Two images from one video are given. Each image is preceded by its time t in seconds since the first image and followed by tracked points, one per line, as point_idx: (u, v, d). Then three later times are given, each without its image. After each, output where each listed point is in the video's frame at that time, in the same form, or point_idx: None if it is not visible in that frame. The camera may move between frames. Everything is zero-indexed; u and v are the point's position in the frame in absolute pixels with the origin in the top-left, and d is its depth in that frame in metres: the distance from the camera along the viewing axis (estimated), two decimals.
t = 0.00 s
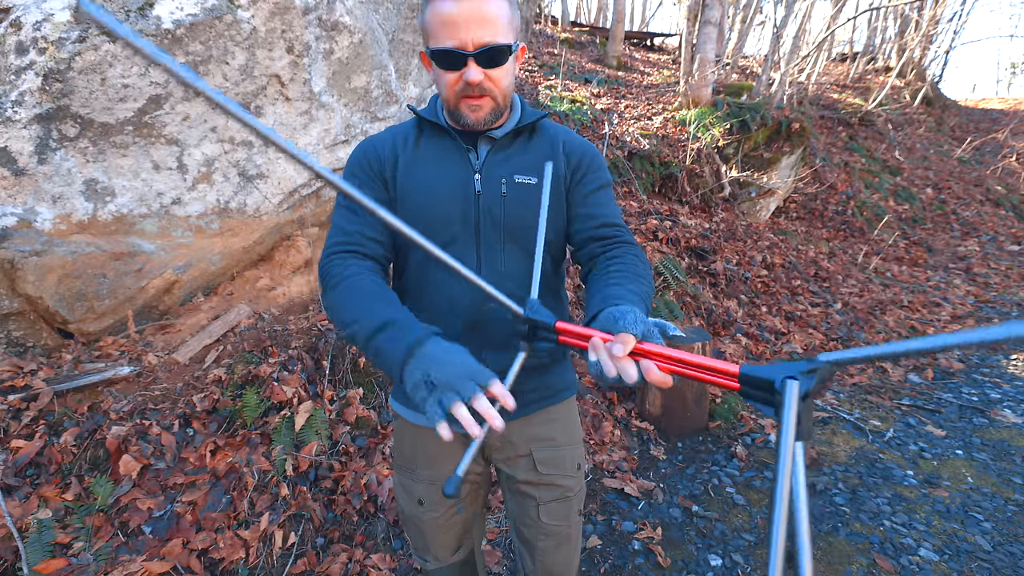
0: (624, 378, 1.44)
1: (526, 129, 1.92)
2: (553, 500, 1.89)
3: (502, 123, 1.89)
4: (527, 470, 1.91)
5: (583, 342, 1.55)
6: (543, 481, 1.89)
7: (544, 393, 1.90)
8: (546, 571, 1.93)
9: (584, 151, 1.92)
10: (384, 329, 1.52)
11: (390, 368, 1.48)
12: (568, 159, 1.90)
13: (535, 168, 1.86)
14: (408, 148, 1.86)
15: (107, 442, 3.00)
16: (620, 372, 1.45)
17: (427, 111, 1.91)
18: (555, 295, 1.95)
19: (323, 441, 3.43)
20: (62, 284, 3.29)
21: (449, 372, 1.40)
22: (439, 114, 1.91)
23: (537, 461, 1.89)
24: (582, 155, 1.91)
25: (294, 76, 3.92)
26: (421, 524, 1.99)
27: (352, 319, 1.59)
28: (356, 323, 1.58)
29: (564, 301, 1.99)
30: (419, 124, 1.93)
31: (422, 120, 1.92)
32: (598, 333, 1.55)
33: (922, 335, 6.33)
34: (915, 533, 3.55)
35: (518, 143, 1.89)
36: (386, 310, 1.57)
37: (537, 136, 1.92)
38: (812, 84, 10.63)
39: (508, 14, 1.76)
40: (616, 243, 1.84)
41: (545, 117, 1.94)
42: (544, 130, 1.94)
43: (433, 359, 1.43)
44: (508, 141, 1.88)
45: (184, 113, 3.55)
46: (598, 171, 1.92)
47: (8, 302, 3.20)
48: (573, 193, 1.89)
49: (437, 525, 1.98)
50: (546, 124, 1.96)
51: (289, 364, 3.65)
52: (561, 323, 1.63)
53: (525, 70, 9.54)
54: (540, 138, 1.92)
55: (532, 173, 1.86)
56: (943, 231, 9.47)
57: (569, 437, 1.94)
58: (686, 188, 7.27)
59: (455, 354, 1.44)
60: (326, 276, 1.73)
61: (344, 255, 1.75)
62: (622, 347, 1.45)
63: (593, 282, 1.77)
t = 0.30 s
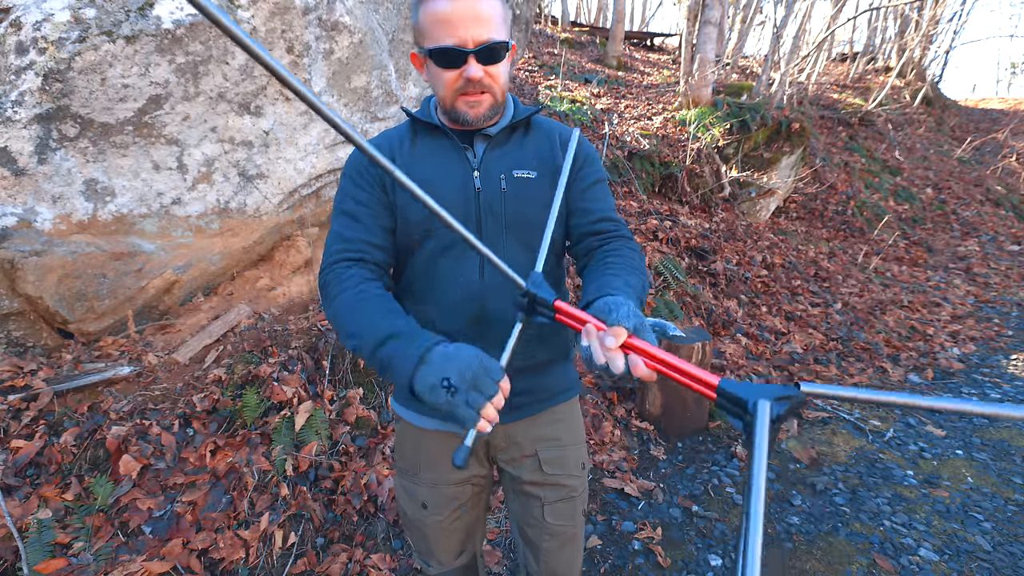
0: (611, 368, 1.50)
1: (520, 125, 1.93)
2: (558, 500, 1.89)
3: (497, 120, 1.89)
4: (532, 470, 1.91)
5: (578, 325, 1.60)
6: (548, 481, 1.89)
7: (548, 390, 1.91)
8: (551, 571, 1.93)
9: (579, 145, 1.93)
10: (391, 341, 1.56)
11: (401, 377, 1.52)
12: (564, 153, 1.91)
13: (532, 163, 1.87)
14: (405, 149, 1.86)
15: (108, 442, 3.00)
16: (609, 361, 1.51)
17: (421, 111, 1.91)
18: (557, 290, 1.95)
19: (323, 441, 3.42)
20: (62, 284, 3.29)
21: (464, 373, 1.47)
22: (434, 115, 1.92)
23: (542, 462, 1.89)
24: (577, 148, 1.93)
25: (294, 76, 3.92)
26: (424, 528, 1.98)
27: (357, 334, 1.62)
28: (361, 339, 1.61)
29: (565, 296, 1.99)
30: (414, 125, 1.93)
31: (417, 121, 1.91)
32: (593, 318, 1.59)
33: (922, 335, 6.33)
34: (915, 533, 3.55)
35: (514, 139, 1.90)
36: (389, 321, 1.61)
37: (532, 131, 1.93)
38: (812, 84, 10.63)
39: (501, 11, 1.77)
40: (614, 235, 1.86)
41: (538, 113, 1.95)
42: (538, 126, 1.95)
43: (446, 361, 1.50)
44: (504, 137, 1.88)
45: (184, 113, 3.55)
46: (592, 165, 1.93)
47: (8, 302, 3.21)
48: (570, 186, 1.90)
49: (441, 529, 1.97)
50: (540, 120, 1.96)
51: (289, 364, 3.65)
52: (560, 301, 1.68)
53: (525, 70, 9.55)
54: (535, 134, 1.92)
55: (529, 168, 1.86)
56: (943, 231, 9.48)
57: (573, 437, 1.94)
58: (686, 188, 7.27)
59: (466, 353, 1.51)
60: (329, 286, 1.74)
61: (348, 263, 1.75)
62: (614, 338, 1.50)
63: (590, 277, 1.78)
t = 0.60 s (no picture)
0: (598, 380, 1.49)
1: (522, 127, 1.94)
2: (557, 500, 1.89)
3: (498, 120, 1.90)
4: (531, 471, 1.91)
5: (561, 337, 1.52)
6: (547, 482, 1.89)
7: (545, 392, 1.91)
8: (550, 572, 1.93)
9: (580, 146, 1.93)
10: (375, 326, 1.58)
11: (385, 362, 1.52)
12: (564, 154, 1.90)
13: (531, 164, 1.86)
14: (405, 147, 1.87)
15: (107, 442, 3.00)
16: (596, 372, 1.50)
17: (424, 111, 1.93)
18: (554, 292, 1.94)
19: (323, 441, 3.42)
20: (62, 284, 3.29)
21: (445, 354, 1.46)
22: (436, 114, 1.94)
23: (542, 462, 1.89)
24: (578, 150, 1.92)
25: (294, 76, 3.91)
26: (423, 528, 1.98)
27: (350, 319, 1.65)
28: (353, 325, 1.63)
29: (564, 297, 1.98)
30: (415, 125, 1.94)
31: (419, 121, 1.92)
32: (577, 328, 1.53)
33: (922, 335, 6.33)
34: (915, 533, 3.55)
35: (515, 140, 1.90)
36: (373, 309, 1.61)
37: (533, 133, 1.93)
38: (812, 84, 10.63)
39: (515, 12, 1.79)
40: (609, 239, 1.85)
41: (540, 114, 1.95)
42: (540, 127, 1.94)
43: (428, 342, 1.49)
44: (505, 138, 1.88)
45: (184, 113, 3.54)
46: (592, 167, 1.93)
47: (8, 302, 3.21)
48: (569, 187, 1.90)
49: (440, 528, 1.97)
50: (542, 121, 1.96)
51: (289, 364, 3.65)
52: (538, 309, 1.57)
53: (525, 70, 9.55)
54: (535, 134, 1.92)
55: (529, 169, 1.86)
56: (943, 231, 9.48)
57: (572, 438, 1.95)
58: (686, 188, 7.27)
59: (444, 333, 1.50)
60: (329, 281, 1.76)
61: (347, 260, 1.78)
62: (604, 350, 1.47)
63: (585, 276, 1.78)
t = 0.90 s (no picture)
0: (589, 364, 1.48)
1: (522, 125, 1.94)
2: (558, 499, 1.89)
3: (496, 119, 1.91)
4: (531, 469, 1.91)
5: (565, 311, 1.52)
6: (547, 481, 1.89)
7: (547, 390, 1.90)
8: (550, 571, 1.93)
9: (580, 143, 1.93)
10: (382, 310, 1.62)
11: (393, 345, 1.57)
12: (563, 151, 1.90)
13: (532, 162, 1.86)
14: (407, 151, 1.88)
15: (107, 442, 3.00)
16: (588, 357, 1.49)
17: (424, 115, 1.95)
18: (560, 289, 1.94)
19: (323, 441, 3.42)
20: (62, 284, 3.29)
21: (439, 312, 1.50)
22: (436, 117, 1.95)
23: (542, 460, 1.89)
24: (578, 146, 1.92)
25: (294, 76, 3.91)
26: (424, 525, 1.98)
27: (349, 313, 1.67)
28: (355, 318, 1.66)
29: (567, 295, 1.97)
30: (417, 129, 1.95)
31: (421, 125, 1.94)
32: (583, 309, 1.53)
33: (922, 335, 6.33)
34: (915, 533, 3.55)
35: (515, 139, 1.90)
36: (376, 296, 1.66)
37: (533, 130, 1.93)
38: (812, 84, 10.63)
39: (490, 12, 1.72)
40: (612, 235, 1.85)
41: (539, 110, 1.95)
42: (540, 123, 1.94)
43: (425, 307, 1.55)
44: (504, 137, 1.88)
45: (184, 113, 3.54)
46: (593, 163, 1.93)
47: (8, 302, 3.21)
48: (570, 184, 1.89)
49: (442, 526, 1.97)
50: (541, 118, 1.96)
51: (289, 364, 3.65)
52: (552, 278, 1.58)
53: (525, 70, 9.55)
54: (535, 132, 1.92)
55: (530, 167, 1.85)
56: (943, 231, 9.48)
57: (573, 437, 1.95)
58: (686, 188, 7.27)
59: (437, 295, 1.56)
60: (330, 283, 1.76)
61: (349, 264, 1.78)
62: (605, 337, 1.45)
63: (586, 266, 1.77)
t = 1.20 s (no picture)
0: (589, 357, 1.45)
1: (520, 124, 1.94)
2: (560, 498, 1.89)
3: (495, 120, 1.91)
4: (534, 468, 1.91)
5: (564, 305, 1.52)
6: (550, 480, 1.89)
7: (550, 389, 1.90)
8: (552, 570, 1.93)
9: (579, 142, 1.93)
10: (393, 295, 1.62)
11: (411, 327, 1.58)
12: (562, 150, 1.90)
13: (533, 161, 1.86)
14: (407, 153, 1.88)
15: (107, 442, 3.00)
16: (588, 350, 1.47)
17: (422, 117, 1.95)
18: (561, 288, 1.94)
19: (323, 441, 3.43)
20: (61, 285, 3.29)
21: (451, 292, 1.49)
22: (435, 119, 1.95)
23: (544, 459, 1.89)
24: (577, 144, 1.92)
25: (294, 76, 3.91)
26: (427, 526, 1.97)
27: (360, 305, 1.66)
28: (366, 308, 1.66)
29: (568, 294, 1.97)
30: (416, 130, 1.95)
31: (420, 127, 1.94)
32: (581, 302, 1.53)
33: (922, 335, 6.33)
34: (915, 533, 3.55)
35: (514, 138, 1.90)
36: (386, 282, 1.66)
37: (531, 129, 1.93)
38: (812, 84, 10.63)
39: (487, 10, 1.73)
40: (611, 233, 1.85)
41: (537, 109, 1.95)
42: (538, 123, 1.94)
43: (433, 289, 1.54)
44: (503, 137, 1.88)
45: (184, 113, 3.54)
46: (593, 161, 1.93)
47: (8, 302, 3.21)
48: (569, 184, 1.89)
49: (445, 526, 1.97)
50: (539, 118, 1.96)
51: (289, 364, 3.65)
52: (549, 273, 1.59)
53: (525, 70, 9.55)
54: (534, 132, 1.92)
55: (530, 167, 1.85)
56: (943, 231, 9.48)
57: (575, 435, 1.95)
58: (686, 188, 7.27)
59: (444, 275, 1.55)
60: (332, 285, 1.75)
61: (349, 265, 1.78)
62: (604, 329, 1.44)
63: (585, 263, 1.77)
